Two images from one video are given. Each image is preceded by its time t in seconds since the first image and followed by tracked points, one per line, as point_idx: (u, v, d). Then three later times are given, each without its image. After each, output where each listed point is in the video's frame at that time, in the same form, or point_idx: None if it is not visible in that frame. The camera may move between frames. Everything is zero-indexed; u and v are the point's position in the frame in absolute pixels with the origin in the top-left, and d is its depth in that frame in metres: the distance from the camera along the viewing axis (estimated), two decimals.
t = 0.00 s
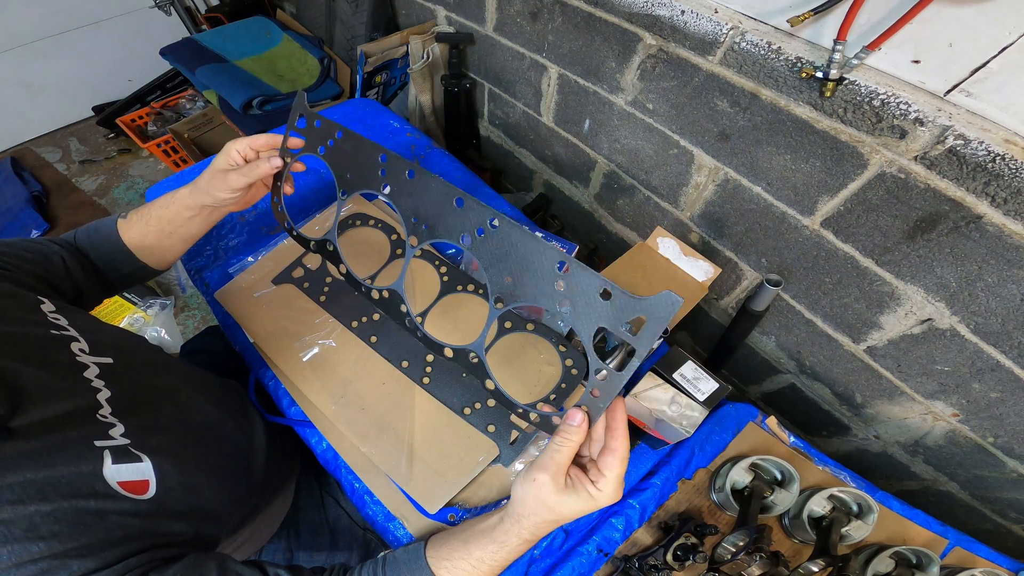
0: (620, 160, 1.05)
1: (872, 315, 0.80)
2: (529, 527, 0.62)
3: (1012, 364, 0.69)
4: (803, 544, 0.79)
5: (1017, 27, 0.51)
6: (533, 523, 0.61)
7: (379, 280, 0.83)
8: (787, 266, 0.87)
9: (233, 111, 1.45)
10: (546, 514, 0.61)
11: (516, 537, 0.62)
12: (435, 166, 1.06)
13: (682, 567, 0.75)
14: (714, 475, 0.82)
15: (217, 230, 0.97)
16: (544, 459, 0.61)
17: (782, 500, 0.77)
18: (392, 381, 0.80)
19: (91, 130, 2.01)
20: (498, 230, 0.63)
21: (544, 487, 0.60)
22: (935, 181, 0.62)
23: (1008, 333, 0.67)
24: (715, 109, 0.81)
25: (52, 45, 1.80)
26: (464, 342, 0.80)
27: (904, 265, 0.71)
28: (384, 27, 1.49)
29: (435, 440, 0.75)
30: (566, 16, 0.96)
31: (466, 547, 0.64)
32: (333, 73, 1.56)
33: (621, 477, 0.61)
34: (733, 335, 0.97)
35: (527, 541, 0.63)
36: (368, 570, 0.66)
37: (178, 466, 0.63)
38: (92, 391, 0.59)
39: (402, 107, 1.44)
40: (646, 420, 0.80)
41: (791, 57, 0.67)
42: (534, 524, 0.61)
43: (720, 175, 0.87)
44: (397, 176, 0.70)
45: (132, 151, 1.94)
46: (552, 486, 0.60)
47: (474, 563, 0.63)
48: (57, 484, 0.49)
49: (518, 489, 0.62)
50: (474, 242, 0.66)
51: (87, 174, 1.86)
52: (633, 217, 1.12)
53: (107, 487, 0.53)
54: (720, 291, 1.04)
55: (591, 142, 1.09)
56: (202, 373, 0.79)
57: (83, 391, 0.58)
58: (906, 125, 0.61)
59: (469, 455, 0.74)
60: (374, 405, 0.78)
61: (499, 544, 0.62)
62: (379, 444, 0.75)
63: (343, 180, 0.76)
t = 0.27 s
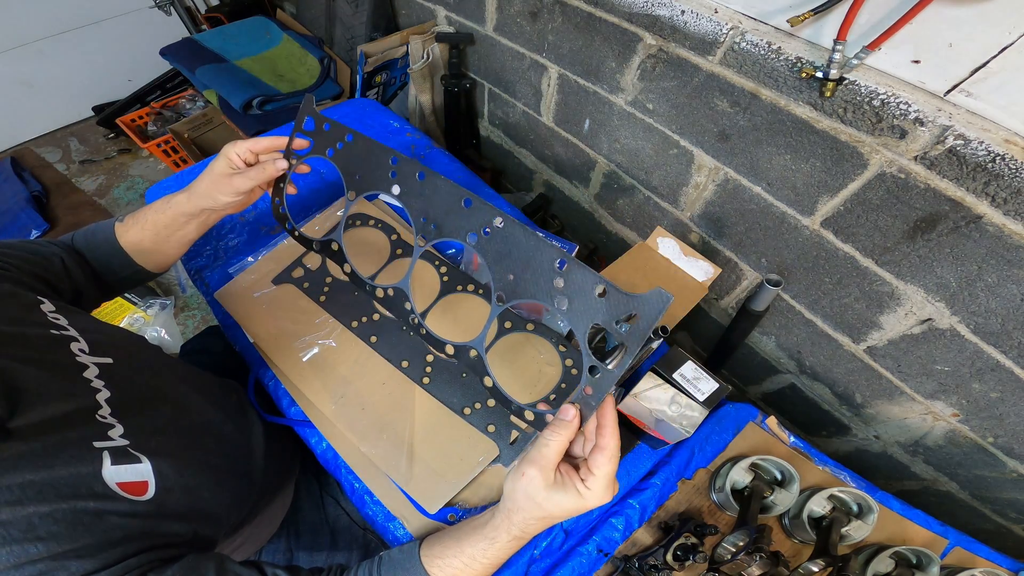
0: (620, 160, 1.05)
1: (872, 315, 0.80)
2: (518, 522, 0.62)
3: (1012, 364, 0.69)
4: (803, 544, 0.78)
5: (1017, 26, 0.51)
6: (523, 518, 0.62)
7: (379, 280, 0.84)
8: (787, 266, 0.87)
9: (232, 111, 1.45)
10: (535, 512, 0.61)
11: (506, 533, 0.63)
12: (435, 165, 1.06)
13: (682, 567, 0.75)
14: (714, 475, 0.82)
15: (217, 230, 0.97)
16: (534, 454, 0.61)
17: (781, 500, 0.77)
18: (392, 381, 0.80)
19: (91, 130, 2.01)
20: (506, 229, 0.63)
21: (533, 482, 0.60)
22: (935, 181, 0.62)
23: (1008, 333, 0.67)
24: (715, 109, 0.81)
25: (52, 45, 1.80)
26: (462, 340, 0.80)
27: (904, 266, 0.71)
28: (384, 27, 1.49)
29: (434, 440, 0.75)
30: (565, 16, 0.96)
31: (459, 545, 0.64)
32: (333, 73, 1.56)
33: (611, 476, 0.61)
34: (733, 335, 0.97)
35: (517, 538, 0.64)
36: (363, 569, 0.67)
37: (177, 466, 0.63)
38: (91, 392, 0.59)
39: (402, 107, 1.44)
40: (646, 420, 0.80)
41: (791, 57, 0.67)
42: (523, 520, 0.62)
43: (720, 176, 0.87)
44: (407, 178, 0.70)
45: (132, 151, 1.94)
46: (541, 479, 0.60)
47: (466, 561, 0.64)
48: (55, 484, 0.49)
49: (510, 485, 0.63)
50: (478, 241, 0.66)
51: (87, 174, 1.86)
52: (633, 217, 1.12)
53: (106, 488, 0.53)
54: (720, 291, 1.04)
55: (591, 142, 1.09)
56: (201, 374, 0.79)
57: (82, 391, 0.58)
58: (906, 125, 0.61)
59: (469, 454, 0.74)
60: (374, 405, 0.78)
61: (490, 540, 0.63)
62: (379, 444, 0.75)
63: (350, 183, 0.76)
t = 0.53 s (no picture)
0: (620, 160, 1.05)
1: (872, 315, 0.80)
2: (512, 525, 0.63)
3: (1012, 364, 0.69)
4: (803, 544, 0.78)
5: (1017, 27, 0.51)
6: (517, 519, 0.62)
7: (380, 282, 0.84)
8: (787, 266, 0.87)
9: (233, 111, 1.45)
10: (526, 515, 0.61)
11: (501, 536, 0.64)
12: (435, 166, 1.06)
13: (682, 567, 0.75)
14: (714, 475, 0.82)
15: (217, 230, 0.97)
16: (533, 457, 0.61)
17: (781, 500, 0.77)
18: (392, 381, 0.79)
19: (91, 129, 2.01)
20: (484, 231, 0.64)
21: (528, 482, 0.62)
22: (935, 181, 0.62)
23: (1008, 333, 0.67)
24: (715, 109, 0.81)
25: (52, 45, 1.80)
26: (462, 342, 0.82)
27: (904, 266, 0.71)
28: (384, 27, 1.49)
29: (434, 441, 0.74)
30: (566, 16, 0.95)
31: (457, 547, 0.66)
32: (333, 73, 1.56)
33: (602, 484, 0.58)
34: (733, 335, 0.97)
35: (513, 542, 0.64)
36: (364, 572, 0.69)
37: (178, 467, 0.63)
38: (92, 392, 0.59)
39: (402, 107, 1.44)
40: (646, 420, 0.79)
41: (791, 57, 0.67)
42: (518, 523, 0.62)
43: (720, 176, 0.87)
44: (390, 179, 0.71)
45: (132, 151, 1.95)
46: (536, 479, 0.61)
47: (462, 563, 0.65)
48: (55, 485, 0.49)
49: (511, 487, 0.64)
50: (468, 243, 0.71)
51: (87, 174, 1.86)
52: (633, 217, 1.12)
53: (106, 489, 0.53)
54: (720, 291, 1.04)
55: (591, 142, 1.09)
56: (201, 374, 0.79)
57: (83, 392, 0.58)
58: (906, 125, 0.61)
59: (470, 455, 0.73)
60: (373, 405, 0.77)
61: (486, 542, 0.64)
62: (378, 445, 0.74)
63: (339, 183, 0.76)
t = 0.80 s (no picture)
0: (620, 160, 1.05)
1: (872, 315, 0.80)
2: (507, 525, 0.64)
3: (1012, 364, 0.69)
4: (803, 544, 0.78)
5: (1017, 27, 0.53)
6: (511, 518, 0.63)
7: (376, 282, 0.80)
8: (787, 266, 0.87)
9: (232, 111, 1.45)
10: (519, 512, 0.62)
11: (496, 535, 0.65)
12: (434, 166, 1.06)
13: (682, 568, 0.75)
14: (714, 475, 0.82)
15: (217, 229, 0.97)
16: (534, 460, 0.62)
17: (781, 500, 0.77)
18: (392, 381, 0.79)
19: (91, 129, 2.01)
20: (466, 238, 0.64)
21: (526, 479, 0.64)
22: (935, 181, 0.62)
23: (1008, 333, 0.67)
24: (715, 109, 0.81)
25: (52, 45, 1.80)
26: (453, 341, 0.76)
27: (903, 266, 0.71)
28: (384, 27, 1.49)
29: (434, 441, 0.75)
30: (565, 16, 0.95)
31: (456, 548, 0.67)
32: (333, 73, 1.56)
33: (585, 489, 0.55)
34: (733, 335, 0.97)
35: (508, 544, 0.64)
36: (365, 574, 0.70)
37: (177, 467, 0.63)
38: (91, 393, 0.59)
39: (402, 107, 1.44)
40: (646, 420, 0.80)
41: (791, 57, 0.67)
42: (512, 523, 0.63)
43: (720, 176, 0.87)
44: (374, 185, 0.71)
45: (132, 151, 1.94)
46: (536, 477, 0.64)
47: (458, 563, 0.66)
48: (54, 486, 0.49)
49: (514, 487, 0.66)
50: (467, 249, 0.74)
51: (87, 174, 1.86)
52: (633, 217, 1.12)
53: (105, 489, 0.53)
54: (720, 291, 1.04)
55: (591, 142, 1.09)
56: (201, 374, 0.79)
57: (82, 392, 0.58)
58: (906, 125, 0.61)
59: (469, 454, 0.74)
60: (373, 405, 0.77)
61: (481, 540, 0.66)
62: (377, 445, 0.75)
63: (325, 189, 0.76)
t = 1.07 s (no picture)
0: (620, 160, 1.05)
1: (872, 315, 0.80)
2: (505, 521, 0.64)
3: (1012, 364, 0.69)
4: (803, 544, 0.78)
5: (1017, 27, 0.53)
6: (508, 513, 0.63)
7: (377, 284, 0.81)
8: (788, 266, 0.87)
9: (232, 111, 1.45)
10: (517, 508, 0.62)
11: (494, 532, 0.65)
12: (434, 166, 1.06)
13: (682, 568, 0.75)
14: (714, 475, 0.82)
15: (217, 229, 0.97)
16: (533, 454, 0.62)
17: (781, 500, 0.77)
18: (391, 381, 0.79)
19: (91, 130, 2.01)
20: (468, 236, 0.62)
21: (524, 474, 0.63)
22: (935, 181, 0.63)
23: (1008, 333, 0.67)
24: (715, 109, 0.81)
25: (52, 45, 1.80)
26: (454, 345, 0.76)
27: (904, 266, 0.71)
28: (384, 27, 1.49)
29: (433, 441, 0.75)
30: (565, 16, 0.96)
31: (453, 544, 0.67)
32: (333, 73, 1.56)
33: (583, 487, 0.55)
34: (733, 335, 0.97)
35: (505, 540, 0.64)
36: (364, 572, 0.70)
37: (175, 467, 0.63)
38: (90, 392, 0.59)
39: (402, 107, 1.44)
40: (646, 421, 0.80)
41: (791, 57, 0.67)
42: (510, 518, 0.63)
43: (720, 176, 0.87)
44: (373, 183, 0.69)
45: (132, 151, 1.94)
46: (533, 473, 0.64)
47: (454, 559, 0.66)
48: (52, 485, 0.49)
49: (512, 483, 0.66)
50: (466, 240, 0.71)
51: (87, 174, 1.86)
52: (633, 217, 1.12)
53: (103, 488, 0.53)
54: (720, 291, 1.04)
55: (591, 142, 1.09)
56: (200, 374, 0.79)
57: (80, 391, 0.58)
58: (906, 125, 0.61)
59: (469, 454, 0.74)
60: (373, 405, 0.77)
61: (478, 537, 0.66)
62: (377, 445, 0.75)
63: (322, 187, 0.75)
